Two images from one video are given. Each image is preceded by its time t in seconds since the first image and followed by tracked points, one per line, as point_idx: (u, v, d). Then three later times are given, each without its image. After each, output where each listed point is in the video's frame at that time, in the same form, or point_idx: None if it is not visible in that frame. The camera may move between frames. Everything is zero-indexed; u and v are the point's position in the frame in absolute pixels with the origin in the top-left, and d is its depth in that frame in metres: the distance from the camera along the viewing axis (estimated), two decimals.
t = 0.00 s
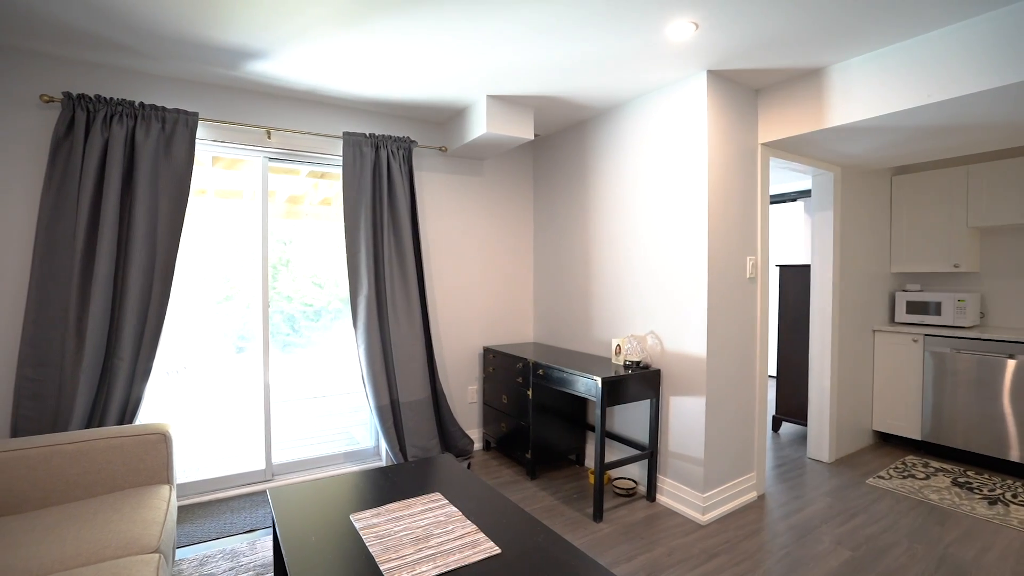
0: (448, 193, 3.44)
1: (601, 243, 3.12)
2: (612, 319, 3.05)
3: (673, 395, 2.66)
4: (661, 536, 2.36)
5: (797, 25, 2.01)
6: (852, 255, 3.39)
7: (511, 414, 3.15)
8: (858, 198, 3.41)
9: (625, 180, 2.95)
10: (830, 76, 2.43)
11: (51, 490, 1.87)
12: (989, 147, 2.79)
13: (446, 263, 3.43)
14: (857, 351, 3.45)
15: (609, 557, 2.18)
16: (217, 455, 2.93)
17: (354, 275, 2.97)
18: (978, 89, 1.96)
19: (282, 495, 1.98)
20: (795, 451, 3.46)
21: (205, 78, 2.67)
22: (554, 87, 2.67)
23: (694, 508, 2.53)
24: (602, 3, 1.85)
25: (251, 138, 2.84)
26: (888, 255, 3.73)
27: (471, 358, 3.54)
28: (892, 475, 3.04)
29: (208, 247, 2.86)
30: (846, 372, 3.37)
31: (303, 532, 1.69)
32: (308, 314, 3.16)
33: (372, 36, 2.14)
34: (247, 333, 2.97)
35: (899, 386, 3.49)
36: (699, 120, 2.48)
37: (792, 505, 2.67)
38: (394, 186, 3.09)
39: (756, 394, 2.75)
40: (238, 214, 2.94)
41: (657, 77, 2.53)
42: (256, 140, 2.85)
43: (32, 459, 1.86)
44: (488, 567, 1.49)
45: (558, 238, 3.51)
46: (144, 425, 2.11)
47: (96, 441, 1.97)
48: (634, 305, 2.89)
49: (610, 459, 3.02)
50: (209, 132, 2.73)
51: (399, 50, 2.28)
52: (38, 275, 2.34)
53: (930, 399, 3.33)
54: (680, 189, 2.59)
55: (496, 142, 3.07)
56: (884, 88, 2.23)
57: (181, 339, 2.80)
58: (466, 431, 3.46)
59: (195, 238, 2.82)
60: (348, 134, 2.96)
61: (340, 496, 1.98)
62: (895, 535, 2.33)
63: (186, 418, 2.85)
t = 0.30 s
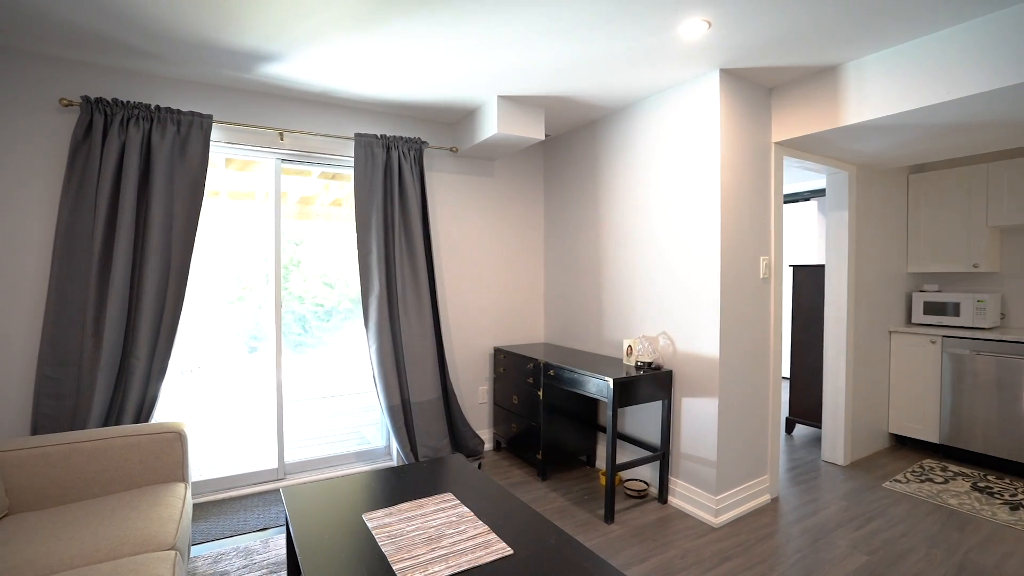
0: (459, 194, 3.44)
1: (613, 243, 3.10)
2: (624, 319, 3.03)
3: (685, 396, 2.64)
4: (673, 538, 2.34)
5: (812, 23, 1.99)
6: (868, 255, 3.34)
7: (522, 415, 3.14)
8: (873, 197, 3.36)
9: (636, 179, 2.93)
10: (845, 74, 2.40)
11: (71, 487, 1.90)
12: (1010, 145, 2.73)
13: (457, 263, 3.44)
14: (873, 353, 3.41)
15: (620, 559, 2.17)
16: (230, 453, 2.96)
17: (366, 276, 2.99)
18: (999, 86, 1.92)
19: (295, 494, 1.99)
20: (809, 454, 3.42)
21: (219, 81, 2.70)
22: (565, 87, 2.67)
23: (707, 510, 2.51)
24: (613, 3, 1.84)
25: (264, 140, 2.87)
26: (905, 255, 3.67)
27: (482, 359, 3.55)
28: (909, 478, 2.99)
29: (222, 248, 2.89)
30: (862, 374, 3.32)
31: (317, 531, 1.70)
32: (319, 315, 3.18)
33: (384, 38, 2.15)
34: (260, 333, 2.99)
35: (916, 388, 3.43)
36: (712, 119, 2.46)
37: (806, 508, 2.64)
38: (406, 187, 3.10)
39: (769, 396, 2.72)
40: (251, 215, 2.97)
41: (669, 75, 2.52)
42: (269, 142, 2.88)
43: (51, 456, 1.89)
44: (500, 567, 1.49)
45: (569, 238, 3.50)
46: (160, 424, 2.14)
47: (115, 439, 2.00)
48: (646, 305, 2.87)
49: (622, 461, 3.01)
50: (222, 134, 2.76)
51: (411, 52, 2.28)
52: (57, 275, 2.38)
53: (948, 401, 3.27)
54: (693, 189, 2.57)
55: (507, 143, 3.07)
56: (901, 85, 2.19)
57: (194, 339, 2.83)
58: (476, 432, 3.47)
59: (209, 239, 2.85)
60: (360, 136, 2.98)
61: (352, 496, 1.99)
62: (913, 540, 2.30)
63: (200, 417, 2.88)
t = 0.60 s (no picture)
0: (468, 194, 3.45)
1: (623, 243, 3.09)
2: (634, 320, 3.02)
3: (696, 397, 2.63)
4: (684, 540, 2.33)
5: (826, 20, 1.96)
6: (882, 254, 3.30)
7: (531, 415, 3.14)
8: (887, 196, 3.32)
9: (647, 179, 2.92)
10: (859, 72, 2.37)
11: (87, 485, 1.93)
12: None
13: (466, 264, 3.44)
14: (887, 354, 3.36)
15: (631, 561, 2.16)
16: (242, 453, 2.98)
17: (376, 276, 3.00)
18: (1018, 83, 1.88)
19: (307, 493, 2.01)
20: (822, 456, 3.39)
21: (232, 83, 2.72)
22: (575, 87, 2.66)
23: (718, 512, 2.49)
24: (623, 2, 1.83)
25: (276, 141, 2.89)
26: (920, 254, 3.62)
27: (492, 359, 3.55)
28: (924, 482, 2.95)
29: (234, 249, 2.92)
30: (876, 375, 3.28)
31: (328, 530, 1.71)
32: (329, 315, 3.19)
33: (394, 39, 2.16)
34: (270, 333, 3.01)
35: (932, 390, 3.38)
36: (724, 118, 2.44)
37: (820, 510, 2.61)
38: (416, 188, 3.11)
39: (782, 397, 2.69)
40: (262, 216, 2.99)
41: (680, 74, 2.50)
42: (280, 143, 2.90)
43: (69, 453, 1.93)
44: (512, 568, 1.49)
45: (579, 238, 3.49)
46: (174, 423, 2.16)
47: (130, 438, 2.02)
48: (657, 305, 2.86)
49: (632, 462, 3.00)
50: (234, 136, 2.78)
51: (420, 53, 2.29)
52: (73, 275, 2.42)
53: (965, 404, 3.22)
54: (704, 188, 2.56)
55: (517, 143, 3.07)
56: (917, 83, 2.16)
57: (206, 338, 2.86)
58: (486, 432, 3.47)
59: (221, 240, 2.88)
60: (370, 137, 2.99)
61: (363, 495, 2.00)
62: (929, 545, 2.26)
63: (212, 416, 2.91)
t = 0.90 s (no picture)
0: (479, 195, 3.45)
1: (635, 243, 3.08)
2: (646, 320, 3.00)
3: (708, 398, 2.61)
4: (697, 542, 2.31)
5: (843, 17, 1.94)
6: (899, 254, 3.24)
7: (542, 416, 3.13)
8: (905, 195, 3.26)
9: (659, 179, 2.90)
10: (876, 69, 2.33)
11: (106, 481, 1.96)
12: None
13: (477, 264, 3.45)
14: (904, 355, 3.31)
15: (643, 562, 2.15)
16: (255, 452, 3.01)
17: (388, 276, 3.02)
18: None
19: (320, 492, 2.02)
20: (837, 459, 3.34)
21: (246, 85, 2.75)
22: (587, 87, 2.66)
23: (731, 514, 2.47)
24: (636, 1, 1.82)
25: (289, 142, 2.92)
26: (938, 254, 3.56)
27: (502, 359, 3.55)
28: (943, 485, 2.90)
29: (248, 249, 2.95)
30: (892, 377, 3.23)
31: (342, 528, 1.72)
32: (340, 314, 3.21)
33: (405, 40, 2.17)
34: (283, 333, 3.04)
35: (950, 393, 3.32)
36: (737, 116, 2.42)
37: (835, 514, 2.58)
38: (427, 189, 3.12)
39: (796, 398, 2.66)
40: (275, 217, 3.02)
41: (693, 73, 2.48)
42: (293, 144, 2.93)
43: (89, 450, 1.96)
44: (524, 568, 1.49)
45: (591, 238, 3.48)
46: (190, 421, 2.19)
47: (146, 436, 2.05)
48: (669, 305, 2.84)
49: (643, 463, 2.98)
50: (248, 138, 2.81)
51: (432, 54, 2.30)
52: (92, 276, 2.46)
53: (985, 406, 3.16)
54: (718, 187, 2.54)
55: (528, 143, 3.07)
56: (935, 79, 2.12)
57: (219, 338, 2.89)
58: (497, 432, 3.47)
59: (235, 240, 2.91)
60: (382, 137, 3.01)
61: (376, 494, 2.01)
62: (949, 550, 2.22)
63: (226, 415, 2.94)
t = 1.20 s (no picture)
0: (488, 196, 3.46)
1: (645, 243, 3.06)
2: (656, 320, 2.99)
3: (719, 399, 2.59)
4: (708, 544, 2.29)
5: (858, 14, 1.91)
6: (914, 253, 3.20)
7: (552, 416, 3.13)
8: (919, 193, 3.22)
9: (669, 178, 2.89)
10: (890, 66, 2.30)
11: (121, 479, 1.99)
12: None
13: (487, 265, 3.45)
14: (919, 356, 3.27)
15: (654, 564, 2.14)
16: (266, 451, 3.04)
17: (398, 277, 3.03)
18: None
19: (331, 491, 2.03)
20: (850, 461, 3.31)
21: (258, 88, 2.78)
22: (597, 86, 2.65)
23: (743, 516, 2.45)
24: None
25: (300, 144, 2.94)
26: (954, 254, 3.51)
27: (512, 359, 3.55)
28: (959, 489, 2.85)
29: (259, 250, 2.98)
30: (907, 378, 3.18)
31: (353, 527, 1.73)
32: (349, 315, 3.22)
33: (415, 42, 2.18)
34: (293, 333, 3.06)
35: (966, 394, 3.28)
36: (749, 115, 2.41)
37: (849, 516, 2.55)
38: (436, 189, 3.13)
39: (809, 399, 2.64)
40: (286, 218, 3.05)
41: (704, 71, 2.47)
42: (304, 146, 2.95)
43: (104, 448, 1.99)
44: (536, 568, 1.49)
45: (600, 238, 3.47)
46: (203, 420, 2.21)
47: (160, 435, 2.08)
48: (680, 306, 2.82)
49: (653, 464, 2.97)
50: (260, 140, 2.84)
51: (442, 55, 2.31)
52: (107, 276, 2.50)
53: (1002, 408, 3.11)
54: (729, 187, 2.52)
55: (537, 143, 3.07)
56: (952, 76, 2.09)
57: (231, 338, 2.92)
58: (506, 432, 3.47)
59: (247, 241, 2.94)
60: (392, 138, 3.03)
61: (387, 493, 2.02)
62: (966, 554, 2.19)
63: (237, 414, 2.97)
